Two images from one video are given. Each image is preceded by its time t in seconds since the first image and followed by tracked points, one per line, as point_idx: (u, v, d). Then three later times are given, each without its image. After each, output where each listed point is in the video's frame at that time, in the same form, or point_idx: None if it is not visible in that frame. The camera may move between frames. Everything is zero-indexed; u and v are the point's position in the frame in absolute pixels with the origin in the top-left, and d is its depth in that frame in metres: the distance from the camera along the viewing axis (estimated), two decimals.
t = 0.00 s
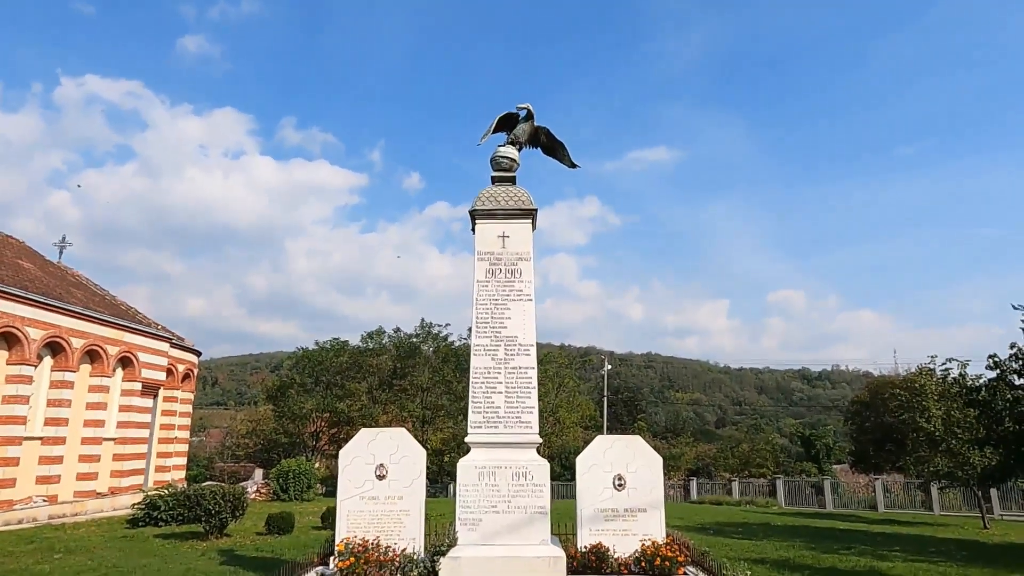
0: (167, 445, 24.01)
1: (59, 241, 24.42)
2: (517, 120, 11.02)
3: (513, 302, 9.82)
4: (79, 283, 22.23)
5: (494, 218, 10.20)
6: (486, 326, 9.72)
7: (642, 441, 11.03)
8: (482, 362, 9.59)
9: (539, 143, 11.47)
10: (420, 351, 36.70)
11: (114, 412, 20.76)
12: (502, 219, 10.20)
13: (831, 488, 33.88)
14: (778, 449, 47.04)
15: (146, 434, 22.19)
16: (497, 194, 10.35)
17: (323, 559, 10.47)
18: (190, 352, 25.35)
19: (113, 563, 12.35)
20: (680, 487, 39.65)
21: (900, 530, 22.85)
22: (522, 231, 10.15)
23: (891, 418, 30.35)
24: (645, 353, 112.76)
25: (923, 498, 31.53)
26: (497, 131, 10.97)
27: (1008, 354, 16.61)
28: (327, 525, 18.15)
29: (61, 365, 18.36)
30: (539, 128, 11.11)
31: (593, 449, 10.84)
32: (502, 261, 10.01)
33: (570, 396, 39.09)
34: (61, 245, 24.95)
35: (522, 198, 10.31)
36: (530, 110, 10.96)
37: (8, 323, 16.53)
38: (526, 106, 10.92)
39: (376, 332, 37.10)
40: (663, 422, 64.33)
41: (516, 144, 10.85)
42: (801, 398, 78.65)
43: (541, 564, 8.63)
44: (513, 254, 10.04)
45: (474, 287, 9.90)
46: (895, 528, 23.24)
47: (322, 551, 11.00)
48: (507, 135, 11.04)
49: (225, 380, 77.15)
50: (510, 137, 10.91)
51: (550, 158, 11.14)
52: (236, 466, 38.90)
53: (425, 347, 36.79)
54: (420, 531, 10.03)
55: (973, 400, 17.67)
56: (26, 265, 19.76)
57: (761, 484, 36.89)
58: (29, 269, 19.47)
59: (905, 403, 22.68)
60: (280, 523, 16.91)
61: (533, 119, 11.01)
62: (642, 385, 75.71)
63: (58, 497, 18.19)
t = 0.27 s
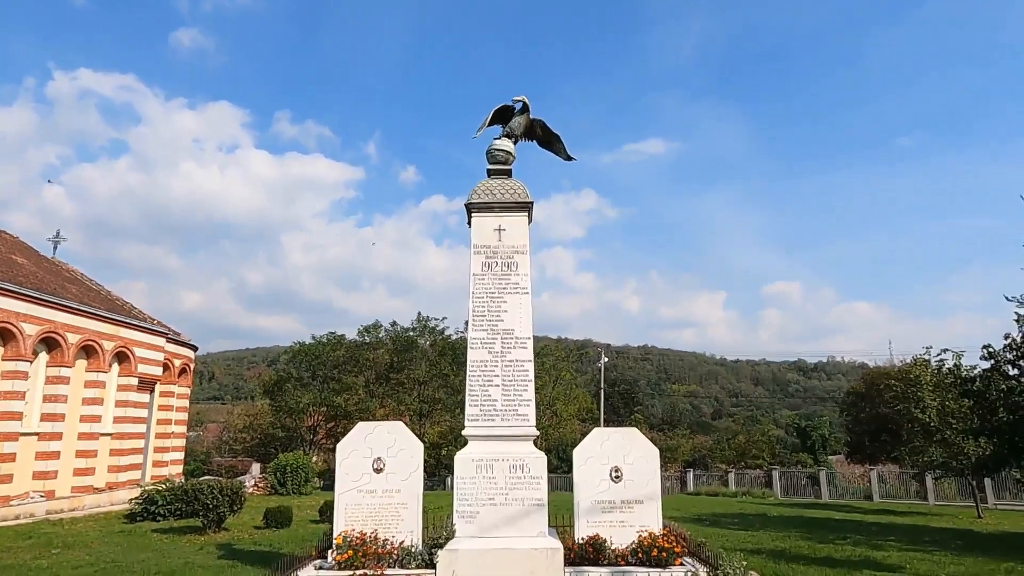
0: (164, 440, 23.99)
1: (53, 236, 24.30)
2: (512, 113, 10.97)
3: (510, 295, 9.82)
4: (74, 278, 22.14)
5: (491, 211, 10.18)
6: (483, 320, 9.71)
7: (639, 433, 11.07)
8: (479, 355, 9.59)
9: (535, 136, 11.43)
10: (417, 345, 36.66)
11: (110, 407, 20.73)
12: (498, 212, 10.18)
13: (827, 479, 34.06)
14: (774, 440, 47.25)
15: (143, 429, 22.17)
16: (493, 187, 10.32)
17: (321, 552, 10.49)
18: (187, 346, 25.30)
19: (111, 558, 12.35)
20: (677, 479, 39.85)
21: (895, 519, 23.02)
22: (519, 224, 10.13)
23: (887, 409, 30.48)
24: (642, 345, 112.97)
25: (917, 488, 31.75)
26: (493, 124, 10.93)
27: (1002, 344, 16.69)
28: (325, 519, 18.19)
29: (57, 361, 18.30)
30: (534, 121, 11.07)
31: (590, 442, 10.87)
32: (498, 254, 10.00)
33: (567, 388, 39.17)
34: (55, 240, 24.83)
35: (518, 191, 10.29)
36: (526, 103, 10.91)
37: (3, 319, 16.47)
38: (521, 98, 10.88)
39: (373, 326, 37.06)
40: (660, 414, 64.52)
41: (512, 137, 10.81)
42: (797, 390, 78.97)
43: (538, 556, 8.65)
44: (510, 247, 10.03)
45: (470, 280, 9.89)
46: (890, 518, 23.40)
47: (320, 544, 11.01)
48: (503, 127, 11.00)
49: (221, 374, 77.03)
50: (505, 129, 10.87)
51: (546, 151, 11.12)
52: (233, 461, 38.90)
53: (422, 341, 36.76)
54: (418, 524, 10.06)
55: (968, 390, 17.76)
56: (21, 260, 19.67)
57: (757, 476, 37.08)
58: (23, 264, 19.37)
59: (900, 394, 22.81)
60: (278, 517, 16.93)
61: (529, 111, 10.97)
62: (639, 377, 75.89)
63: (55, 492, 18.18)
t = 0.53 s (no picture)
0: (162, 436, 23.98)
1: (49, 232, 24.19)
2: (509, 107, 10.94)
3: (507, 290, 9.82)
4: (70, 274, 22.06)
5: (487, 206, 10.16)
6: (480, 314, 9.71)
7: (636, 427, 11.10)
8: (476, 349, 9.59)
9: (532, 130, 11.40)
10: (414, 340, 36.62)
11: (107, 403, 20.69)
12: (494, 207, 10.17)
13: (823, 472, 34.20)
14: (771, 434, 47.40)
15: (140, 425, 22.14)
16: (489, 181, 10.30)
17: (319, 547, 10.49)
18: (184, 342, 25.26)
19: (109, 555, 12.34)
20: (674, 472, 40.02)
21: (891, 512, 23.13)
22: (515, 219, 10.12)
23: (883, 402, 30.58)
24: (639, 340, 113.11)
25: (913, 480, 31.90)
26: (489, 118, 10.89)
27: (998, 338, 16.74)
28: (323, 514, 18.20)
29: (53, 358, 18.26)
30: (531, 115, 11.04)
31: (588, 436, 10.89)
32: (495, 249, 9.99)
33: (564, 383, 39.20)
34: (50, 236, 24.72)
35: (514, 185, 10.27)
36: (522, 97, 10.87)
37: None
38: (518, 93, 10.84)
39: (370, 321, 37.01)
40: (657, 408, 64.68)
41: (509, 132, 10.78)
42: (794, 384, 79.21)
43: (535, 550, 8.67)
44: (506, 242, 10.02)
45: (467, 275, 9.88)
46: (886, 511, 23.51)
47: (318, 540, 11.02)
48: (499, 122, 10.97)
49: (218, 370, 76.96)
50: (502, 124, 10.84)
51: (543, 145, 11.09)
52: (231, 456, 38.87)
53: (420, 336, 36.73)
54: (416, 518, 10.08)
55: (964, 383, 17.83)
56: (16, 257, 19.60)
57: (754, 469, 37.21)
58: (18, 260, 19.30)
59: (897, 387, 22.89)
60: (276, 512, 16.94)
61: (525, 106, 10.93)
62: (636, 372, 76.02)
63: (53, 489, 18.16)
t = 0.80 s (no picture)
0: (161, 432, 23.99)
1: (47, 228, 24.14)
2: (508, 102, 10.91)
3: (506, 286, 9.81)
4: (68, 270, 22.05)
5: (486, 201, 10.14)
6: (479, 310, 9.71)
7: (635, 423, 11.12)
8: (475, 345, 9.59)
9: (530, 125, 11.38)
10: (413, 336, 36.58)
11: (107, 399, 20.70)
12: (493, 202, 10.15)
13: (822, 466, 34.29)
14: (769, 429, 47.49)
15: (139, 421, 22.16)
16: (488, 176, 10.29)
17: (318, 542, 10.51)
18: (183, 338, 25.26)
19: (109, 551, 12.34)
20: (673, 467, 40.12)
21: (889, 506, 23.20)
22: (514, 214, 10.10)
23: (881, 397, 30.63)
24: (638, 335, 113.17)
25: (912, 475, 31.99)
26: (488, 113, 10.87)
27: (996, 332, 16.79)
28: (323, 510, 18.22)
29: (52, 354, 18.25)
30: (530, 110, 11.02)
31: (587, 431, 10.91)
32: (494, 244, 9.98)
33: (563, 378, 39.23)
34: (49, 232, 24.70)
35: (514, 180, 10.26)
36: (522, 91, 10.83)
37: None
38: (517, 87, 10.80)
39: (369, 317, 37.00)
40: (656, 403, 64.77)
41: (508, 127, 10.76)
42: (793, 379, 79.35)
43: (534, 545, 8.68)
44: (505, 237, 10.01)
45: (465, 271, 9.87)
46: (885, 505, 23.57)
47: (317, 534, 11.04)
48: (498, 117, 10.94)
49: (218, 366, 76.99)
50: (501, 119, 10.81)
51: (542, 140, 11.06)
52: (230, 452, 38.90)
53: (419, 332, 36.71)
54: (415, 513, 10.09)
55: (962, 378, 17.86)
56: (14, 253, 19.57)
57: (753, 464, 37.30)
58: (17, 256, 19.27)
59: (895, 382, 22.94)
60: (276, 507, 16.96)
61: (524, 101, 10.91)
62: (635, 367, 76.09)
63: (52, 485, 18.17)
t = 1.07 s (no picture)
0: (163, 425, 24.07)
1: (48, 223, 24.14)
2: (508, 95, 10.86)
3: (507, 279, 9.81)
4: (70, 265, 22.07)
5: (487, 194, 10.12)
6: (480, 303, 9.71)
7: (636, 416, 11.15)
8: (476, 338, 9.59)
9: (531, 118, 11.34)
10: (414, 330, 36.58)
11: (109, 393, 20.75)
12: (494, 195, 10.13)
13: (823, 459, 34.37)
14: (771, 422, 47.55)
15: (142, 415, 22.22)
16: (489, 169, 10.27)
17: (321, 535, 10.55)
18: (184, 332, 25.29)
19: (112, 544, 12.40)
20: (674, 460, 40.22)
21: (890, 499, 23.26)
22: (515, 207, 10.09)
23: (882, 389, 30.62)
24: (639, 329, 113.21)
25: (912, 468, 32.04)
26: (488, 106, 10.82)
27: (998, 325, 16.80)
28: (325, 503, 18.28)
29: (54, 348, 18.27)
30: (530, 103, 10.98)
31: (588, 424, 10.93)
32: (495, 237, 9.97)
33: (564, 371, 39.27)
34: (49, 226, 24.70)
35: (514, 173, 10.23)
36: (522, 84, 10.79)
37: None
38: (517, 80, 10.75)
39: (370, 311, 37.03)
40: (657, 396, 64.83)
41: (508, 120, 10.73)
42: (794, 372, 79.43)
43: (535, 537, 8.71)
44: (506, 231, 10.00)
45: (466, 264, 9.87)
46: (885, 498, 23.62)
47: (319, 527, 11.08)
48: (499, 110, 10.90)
49: (219, 360, 77.16)
50: (501, 112, 10.77)
51: (542, 133, 11.03)
52: (233, 446, 39.03)
53: (420, 325, 36.72)
54: (417, 506, 10.13)
55: (963, 371, 17.87)
56: (16, 247, 19.58)
57: (754, 457, 37.38)
58: (18, 251, 19.27)
59: (896, 375, 22.96)
60: (278, 501, 17.02)
61: (525, 93, 10.86)
62: (636, 360, 76.16)
63: (55, 478, 18.24)
